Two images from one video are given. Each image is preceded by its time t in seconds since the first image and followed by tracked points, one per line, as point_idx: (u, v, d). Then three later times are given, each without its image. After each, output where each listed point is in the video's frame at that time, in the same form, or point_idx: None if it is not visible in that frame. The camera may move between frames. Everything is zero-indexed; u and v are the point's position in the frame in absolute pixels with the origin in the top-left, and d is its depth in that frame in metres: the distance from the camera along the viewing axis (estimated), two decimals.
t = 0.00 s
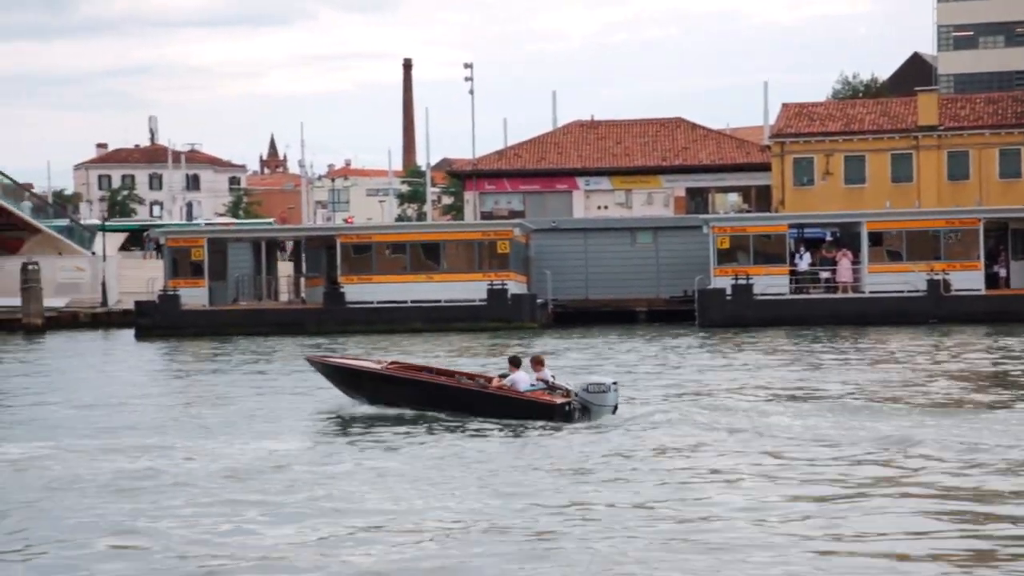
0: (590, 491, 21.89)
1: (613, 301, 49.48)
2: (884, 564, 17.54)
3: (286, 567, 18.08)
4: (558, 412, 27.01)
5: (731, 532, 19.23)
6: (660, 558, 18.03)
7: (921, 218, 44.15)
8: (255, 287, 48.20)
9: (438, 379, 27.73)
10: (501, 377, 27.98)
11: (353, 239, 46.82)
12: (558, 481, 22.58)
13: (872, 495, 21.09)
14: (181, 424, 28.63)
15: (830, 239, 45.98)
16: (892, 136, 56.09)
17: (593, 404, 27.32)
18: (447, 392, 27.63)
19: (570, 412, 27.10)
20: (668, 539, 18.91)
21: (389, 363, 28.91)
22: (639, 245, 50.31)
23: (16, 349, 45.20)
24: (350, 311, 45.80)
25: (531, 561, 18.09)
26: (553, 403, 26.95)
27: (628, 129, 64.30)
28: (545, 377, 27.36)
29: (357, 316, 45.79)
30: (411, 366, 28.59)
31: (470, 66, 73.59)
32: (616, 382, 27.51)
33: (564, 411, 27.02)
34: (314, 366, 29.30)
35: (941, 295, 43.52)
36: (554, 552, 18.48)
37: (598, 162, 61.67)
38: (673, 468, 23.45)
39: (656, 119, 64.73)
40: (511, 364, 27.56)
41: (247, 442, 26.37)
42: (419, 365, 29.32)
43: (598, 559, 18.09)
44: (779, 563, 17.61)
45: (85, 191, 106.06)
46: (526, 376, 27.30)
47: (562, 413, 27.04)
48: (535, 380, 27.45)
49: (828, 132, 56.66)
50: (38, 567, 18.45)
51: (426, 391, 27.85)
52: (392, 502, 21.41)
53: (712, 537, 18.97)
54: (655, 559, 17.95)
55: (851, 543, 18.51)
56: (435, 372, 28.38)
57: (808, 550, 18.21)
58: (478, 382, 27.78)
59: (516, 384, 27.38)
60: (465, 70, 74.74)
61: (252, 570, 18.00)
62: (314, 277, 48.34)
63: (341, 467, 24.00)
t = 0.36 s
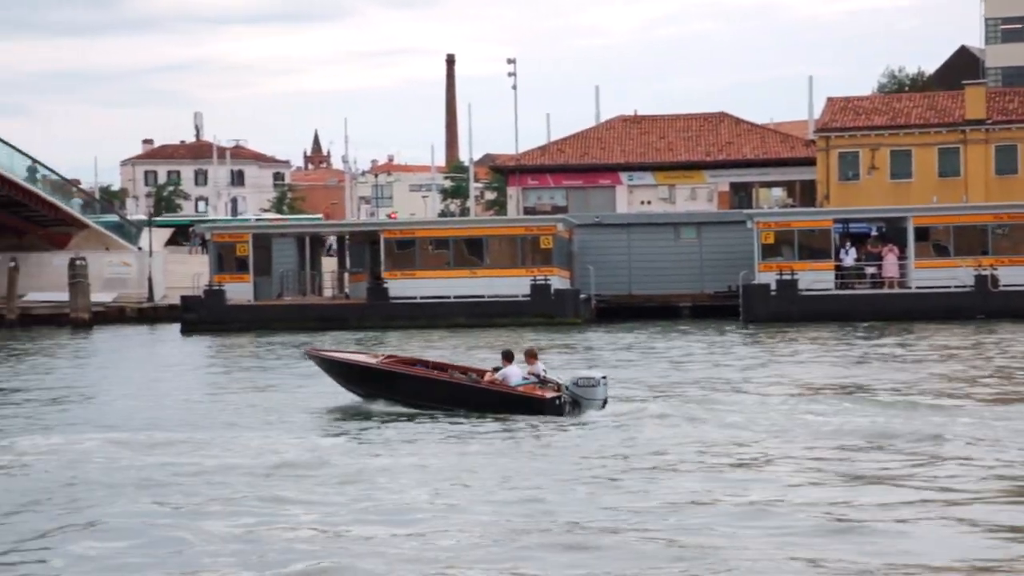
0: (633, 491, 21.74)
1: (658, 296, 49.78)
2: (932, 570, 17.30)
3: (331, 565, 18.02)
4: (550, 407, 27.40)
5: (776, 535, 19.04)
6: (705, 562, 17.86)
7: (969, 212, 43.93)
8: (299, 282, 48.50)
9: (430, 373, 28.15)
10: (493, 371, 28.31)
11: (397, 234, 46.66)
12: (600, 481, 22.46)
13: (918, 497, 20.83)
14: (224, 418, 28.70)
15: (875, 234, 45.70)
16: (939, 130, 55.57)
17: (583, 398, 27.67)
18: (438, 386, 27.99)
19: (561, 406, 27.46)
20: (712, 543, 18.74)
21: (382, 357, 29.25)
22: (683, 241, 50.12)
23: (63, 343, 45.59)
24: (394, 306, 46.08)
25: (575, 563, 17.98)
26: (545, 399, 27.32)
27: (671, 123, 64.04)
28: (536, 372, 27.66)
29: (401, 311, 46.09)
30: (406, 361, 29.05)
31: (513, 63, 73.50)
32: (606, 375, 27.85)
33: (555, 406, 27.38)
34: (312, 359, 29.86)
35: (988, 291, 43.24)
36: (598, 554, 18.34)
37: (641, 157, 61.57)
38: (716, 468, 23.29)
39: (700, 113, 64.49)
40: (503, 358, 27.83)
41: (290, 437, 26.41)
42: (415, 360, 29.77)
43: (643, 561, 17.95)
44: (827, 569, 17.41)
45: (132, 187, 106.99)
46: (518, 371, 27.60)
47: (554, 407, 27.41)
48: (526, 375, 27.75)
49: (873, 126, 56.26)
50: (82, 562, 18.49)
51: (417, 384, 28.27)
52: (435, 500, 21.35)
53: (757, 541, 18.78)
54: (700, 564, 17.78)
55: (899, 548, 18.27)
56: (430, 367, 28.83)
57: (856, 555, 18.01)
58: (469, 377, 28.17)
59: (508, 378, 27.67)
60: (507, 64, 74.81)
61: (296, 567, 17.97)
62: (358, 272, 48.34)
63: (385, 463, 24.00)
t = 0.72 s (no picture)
0: (685, 487, 21.68)
1: (709, 291, 49.45)
2: (992, 570, 17.02)
3: (384, 562, 17.99)
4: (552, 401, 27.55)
5: (832, 532, 18.82)
6: (761, 561, 17.66)
7: None
8: (350, 278, 48.62)
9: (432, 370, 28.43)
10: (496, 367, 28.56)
11: (447, 229, 46.90)
12: (651, 477, 22.33)
13: (974, 493, 20.66)
14: (276, 414, 28.81)
15: (929, 226, 45.80)
16: (994, 121, 55.13)
17: (582, 391, 28.18)
18: (441, 382, 28.25)
19: (561, 399, 27.84)
20: (768, 540, 18.55)
21: (389, 354, 29.58)
22: (734, 234, 49.89)
23: (118, 340, 45.95)
24: (446, 301, 46.18)
25: (629, 560, 17.84)
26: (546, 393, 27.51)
27: (722, 117, 63.80)
28: (536, 366, 27.86)
29: (453, 306, 46.23)
30: (411, 358, 29.35)
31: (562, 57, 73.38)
32: (604, 368, 28.31)
33: (556, 399, 27.75)
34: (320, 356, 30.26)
35: None
36: (651, 551, 18.20)
37: (692, 151, 61.33)
38: (769, 464, 23.11)
39: (751, 107, 64.19)
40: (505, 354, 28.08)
41: (341, 433, 26.46)
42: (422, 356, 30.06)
43: (698, 559, 17.78)
44: (885, 568, 17.17)
45: (184, 184, 107.78)
46: (518, 366, 27.82)
47: (555, 401, 27.76)
48: (526, 370, 27.94)
49: (928, 118, 55.73)
50: (138, 558, 18.59)
51: (420, 381, 28.56)
52: (486, 496, 21.30)
53: (813, 539, 18.57)
54: (756, 563, 17.59)
55: (957, 546, 18.02)
56: (434, 363, 29.11)
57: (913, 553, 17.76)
58: (472, 373, 28.41)
59: (509, 374, 27.92)
60: (556, 60, 74.63)
61: (349, 564, 17.95)
62: (409, 268, 48.53)
63: (435, 459, 23.98)
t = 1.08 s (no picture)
0: (738, 484, 21.62)
1: (764, 290, 49.35)
2: None
3: (443, 561, 17.87)
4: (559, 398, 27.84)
5: (895, 534, 18.53)
6: (824, 564, 17.38)
7: None
8: (405, 277, 48.54)
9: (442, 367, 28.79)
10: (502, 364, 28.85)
11: (501, 228, 46.89)
12: (705, 475, 22.22)
13: None
14: (330, 412, 28.80)
15: (988, 224, 44.35)
16: None
17: (587, 389, 28.33)
18: (448, 380, 28.62)
19: (567, 397, 27.99)
20: (829, 543, 18.26)
21: (399, 351, 29.98)
22: (790, 233, 49.51)
23: (175, 338, 46.16)
24: (501, 300, 46.09)
25: (689, 562, 17.64)
26: (552, 391, 27.79)
27: (777, 114, 63.43)
28: (541, 364, 28.14)
29: (507, 305, 46.17)
30: (421, 355, 29.71)
31: (616, 54, 73.25)
32: (608, 365, 28.43)
33: (562, 397, 27.89)
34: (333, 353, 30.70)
35: None
36: (711, 552, 17.97)
37: (747, 148, 60.96)
38: (828, 464, 22.81)
39: (808, 103, 63.71)
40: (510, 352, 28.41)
41: (396, 431, 26.40)
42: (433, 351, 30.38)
43: (758, 561, 17.53)
44: (953, 571, 16.87)
45: (240, 183, 108.43)
46: (524, 364, 28.16)
47: (562, 399, 27.94)
48: (532, 368, 28.25)
49: (986, 114, 55.00)
50: (194, 551, 18.76)
51: (429, 379, 28.94)
52: (544, 495, 21.22)
53: (876, 541, 18.28)
54: (819, 565, 17.32)
55: (1017, 547, 17.81)
56: (443, 360, 29.45)
57: (980, 557, 17.43)
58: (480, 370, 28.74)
59: (515, 371, 28.26)
60: (611, 57, 74.43)
61: (404, 560, 17.99)
62: (463, 266, 48.53)
63: (489, 457, 23.86)
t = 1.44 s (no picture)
0: (782, 488, 21.58)
1: (817, 294, 48.84)
2: None
3: (483, 564, 17.81)
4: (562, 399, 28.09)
5: (941, 544, 18.29)
6: (868, 573, 17.17)
7: None
8: (456, 279, 48.86)
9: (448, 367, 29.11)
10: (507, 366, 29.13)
11: (553, 231, 46.89)
12: (749, 479, 22.21)
13: None
14: (377, 412, 28.87)
15: None
16: None
17: (591, 390, 28.56)
18: (454, 380, 28.94)
19: (570, 398, 28.22)
20: (871, 550, 18.09)
21: (409, 351, 30.33)
22: (843, 237, 49.18)
23: (228, 340, 46.46)
24: (551, 303, 46.05)
25: (729, 569, 17.48)
26: (555, 392, 28.05)
27: (830, 117, 62.99)
28: (546, 366, 28.42)
29: (558, 309, 46.13)
30: (430, 355, 30.03)
31: (668, 57, 73.14)
32: (612, 367, 28.67)
33: (565, 398, 28.12)
34: (345, 353, 31.14)
35: None
36: (755, 559, 17.80)
37: (800, 151, 60.62)
38: (873, 471, 22.57)
39: (861, 107, 63.30)
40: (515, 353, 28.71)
41: (443, 433, 26.50)
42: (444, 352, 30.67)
43: (802, 569, 17.34)
44: None
45: (293, 185, 109.14)
46: (529, 365, 28.44)
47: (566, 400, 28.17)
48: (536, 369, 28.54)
49: None
50: (240, 548, 19.00)
51: (436, 379, 29.28)
52: (588, 497, 21.29)
53: (921, 549, 18.05)
54: (863, 573, 17.12)
55: None
56: (451, 360, 29.76)
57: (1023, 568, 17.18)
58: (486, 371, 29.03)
59: (520, 372, 28.54)
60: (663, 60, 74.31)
61: (446, 558, 18.15)
62: (514, 269, 48.39)
63: (533, 461, 23.80)
